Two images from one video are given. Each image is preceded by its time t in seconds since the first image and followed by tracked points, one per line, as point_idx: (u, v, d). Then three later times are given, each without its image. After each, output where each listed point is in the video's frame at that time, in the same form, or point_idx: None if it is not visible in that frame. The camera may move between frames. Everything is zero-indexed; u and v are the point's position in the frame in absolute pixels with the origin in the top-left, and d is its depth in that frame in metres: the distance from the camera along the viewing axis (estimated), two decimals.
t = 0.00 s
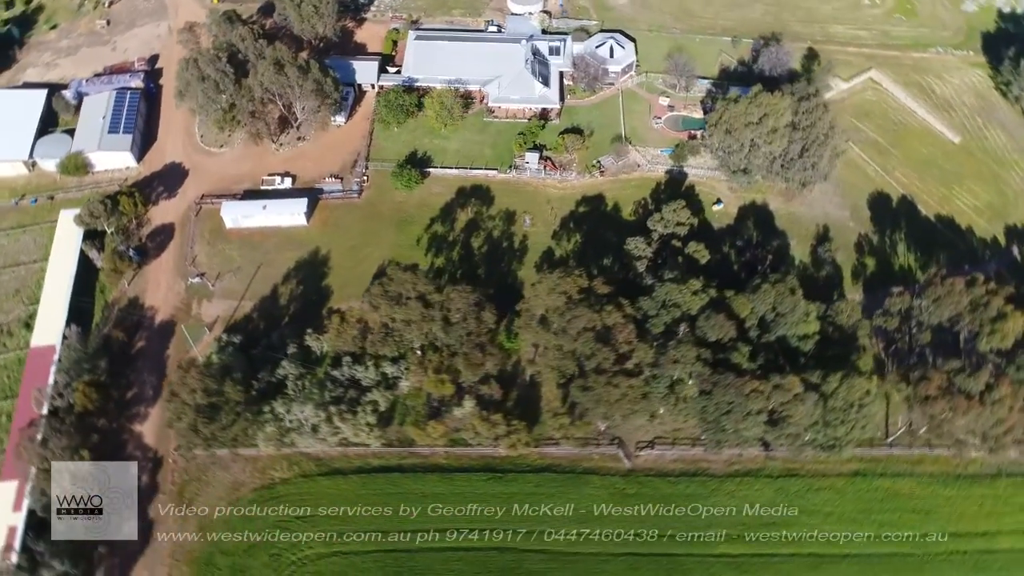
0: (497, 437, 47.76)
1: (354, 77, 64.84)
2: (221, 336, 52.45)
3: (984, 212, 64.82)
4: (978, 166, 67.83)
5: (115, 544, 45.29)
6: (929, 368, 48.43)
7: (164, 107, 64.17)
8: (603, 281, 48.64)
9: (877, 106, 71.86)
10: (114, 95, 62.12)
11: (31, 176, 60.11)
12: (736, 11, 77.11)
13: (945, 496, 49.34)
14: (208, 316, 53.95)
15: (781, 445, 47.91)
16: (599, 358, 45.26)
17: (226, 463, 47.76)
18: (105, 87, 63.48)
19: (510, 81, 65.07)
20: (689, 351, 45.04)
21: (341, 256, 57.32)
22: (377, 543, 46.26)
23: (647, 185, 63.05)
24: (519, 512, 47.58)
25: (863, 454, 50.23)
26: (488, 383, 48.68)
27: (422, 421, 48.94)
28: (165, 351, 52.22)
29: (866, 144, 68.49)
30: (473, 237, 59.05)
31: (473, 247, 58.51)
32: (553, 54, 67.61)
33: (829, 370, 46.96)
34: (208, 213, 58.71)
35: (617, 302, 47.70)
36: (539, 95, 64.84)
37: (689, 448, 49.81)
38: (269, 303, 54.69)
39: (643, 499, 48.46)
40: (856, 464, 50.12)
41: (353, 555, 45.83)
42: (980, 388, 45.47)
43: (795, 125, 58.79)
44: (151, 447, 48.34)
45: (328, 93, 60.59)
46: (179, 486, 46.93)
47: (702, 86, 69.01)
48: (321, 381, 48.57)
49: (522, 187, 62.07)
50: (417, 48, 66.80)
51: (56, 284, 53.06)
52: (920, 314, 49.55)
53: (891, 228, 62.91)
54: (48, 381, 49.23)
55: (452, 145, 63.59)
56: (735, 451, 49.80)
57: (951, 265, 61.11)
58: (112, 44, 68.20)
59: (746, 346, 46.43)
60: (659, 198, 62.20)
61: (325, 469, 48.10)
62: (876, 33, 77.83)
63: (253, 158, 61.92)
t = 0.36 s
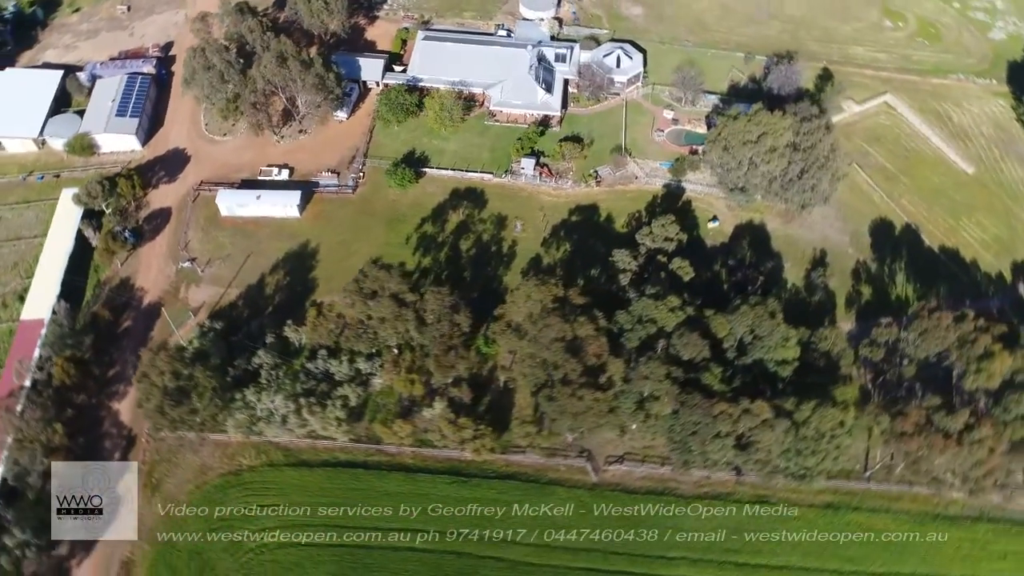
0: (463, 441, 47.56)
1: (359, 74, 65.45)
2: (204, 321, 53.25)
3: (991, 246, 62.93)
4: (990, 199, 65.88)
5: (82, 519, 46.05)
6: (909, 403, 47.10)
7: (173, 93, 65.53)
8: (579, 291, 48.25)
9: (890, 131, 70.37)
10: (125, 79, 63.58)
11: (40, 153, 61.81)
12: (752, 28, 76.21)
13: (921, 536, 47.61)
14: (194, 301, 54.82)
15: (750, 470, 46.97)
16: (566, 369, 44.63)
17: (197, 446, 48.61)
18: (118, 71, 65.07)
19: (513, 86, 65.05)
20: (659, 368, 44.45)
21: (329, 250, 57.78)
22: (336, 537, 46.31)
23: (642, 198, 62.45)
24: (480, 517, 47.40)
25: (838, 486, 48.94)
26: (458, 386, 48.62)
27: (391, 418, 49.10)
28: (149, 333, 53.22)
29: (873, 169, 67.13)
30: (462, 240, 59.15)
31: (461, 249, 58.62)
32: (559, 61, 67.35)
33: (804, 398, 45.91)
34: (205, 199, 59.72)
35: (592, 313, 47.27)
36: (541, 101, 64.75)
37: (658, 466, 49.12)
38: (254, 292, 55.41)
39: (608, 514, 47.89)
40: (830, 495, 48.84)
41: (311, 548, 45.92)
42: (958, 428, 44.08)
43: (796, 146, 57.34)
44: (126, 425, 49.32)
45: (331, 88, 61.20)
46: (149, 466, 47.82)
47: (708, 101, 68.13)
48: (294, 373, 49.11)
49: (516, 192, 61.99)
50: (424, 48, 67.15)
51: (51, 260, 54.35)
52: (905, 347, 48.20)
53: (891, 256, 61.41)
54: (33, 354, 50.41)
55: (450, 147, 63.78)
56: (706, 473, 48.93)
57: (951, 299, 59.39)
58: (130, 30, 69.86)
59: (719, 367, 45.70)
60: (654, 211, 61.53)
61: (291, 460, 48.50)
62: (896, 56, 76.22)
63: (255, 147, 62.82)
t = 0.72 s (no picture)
0: (428, 449, 47.32)
1: (365, 78, 66.32)
2: (190, 311, 54.12)
3: (997, 288, 60.95)
4: (1000, 239, 63.88)
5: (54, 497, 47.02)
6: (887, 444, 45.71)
7: (185, 87, 67.11)
8: (555, 307, 47.95)
9: (901, 164, 68.85)
10: (140, 71, 65.32)
11: (53, 139, 63.79)
12: (768, 53, 75.35)
13: None
14: (183, 291, 55.78)
15: (718, 501, 45.94)
16: (531, 384, 43.73)
17: (171, 434, 49.43)
18: (134, 63, 66.93)
19: (516, 98, 65.20)
20: (627, 390, 43.69)
21: (320, 250, 58.37)
22: (297, 536, 46.30)
23: (638, 218, 61.95)
24: (441, 527, 47.03)
25: (811, 524, 47.35)
26: (429, 393, 48.56)
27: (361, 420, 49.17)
28: (137, 319, 54.30)
29: (880, 202, 65.70)
30: (452, 248, 59.30)
31: (450, 257, 58.77)
32: (565, 75, 67.26)
33: (777, 431, 44.89)
34: (204, 192, 60.88)
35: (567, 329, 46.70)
36: (543, 115, 64.68)
37: (626, 489, 48.33)
38: (243, 286, 56.22)
39: (571, 534, 47.07)
40: (803, 533, 47.28)
41: (271, 544, 45.99)
42: (933, 474, 42.71)
43: (796, 173, 55.95)
44: (105, 408, 50.37)
45: (335, 90, 62.02)
46: (123, 450, 48.74)
47: (714, 123, 67.42)
48: (270, 369, 49.71)
49: (511, 204, 61.97)
50: (432, 57, 67.77)
51: (51, 242, 55.92)
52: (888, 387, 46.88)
53: (889, 292, 59.86)
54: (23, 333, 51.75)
55: (449, 155, 64.11)
56: (674, 500, 47.98)
57: (949, 340, 57.65)
58: (151, 24, 71.87)
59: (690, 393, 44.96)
60: (648, 231, 61.00)
61: (260, 455, 48.91)
62: (915, 88, 74.54)
63: (258, 145, 63.90)
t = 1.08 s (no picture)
0: (393, 463, 47.16)
1: (372, 92, 67.41)
2: (177, 310, 55.00)
3: (999, 340, 58.96)
4: (1007, 290, 61.87)
5: (29, 482, 47.84)
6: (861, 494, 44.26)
7: (199, 92, 68.92)
8: (530, 330, 47.70)
9: (909, 207, 67.27)
10: (156, 74, 67.35)
11: (68, 135, 65.93)
12: (780, 87, 74.55)
13: None
14: (175, 290, 56.84)
15: (681, 539, 44.85)
16: (493, 408, 43.35)
17: (146, 430, 50.05)
18: (152, 67, 69.06)
19: (518, 119, 65.51)
20: (591, 421, 42.88)
21: (311, 258, 58.99)
22: (259, 540, 46.21)
23: (631, 245, 61.54)
24: (403, 543, 46.60)
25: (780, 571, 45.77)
26: (399, 407, 48.50)
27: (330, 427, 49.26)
28: (127, 314, 55.37)
29: (883, 244, 64.24)
30: (442, 264, 59.47)
31: (438, 272, 58.98)
32: (569, 99, 67.36)
33: (745, 472, 43.84)
34: (205, 195, 62.18)
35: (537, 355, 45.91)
36: (543, 137, 64.76)
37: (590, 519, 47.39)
38: (232, 289, 57.07)
39: (531, 561, 46.30)
40: None
41: (233, 547, 45.94)
42: (903, 529, 41.30)
43: (792, 211, 55.08)
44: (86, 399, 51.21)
45: (339, 102, 63.13)
46: (98, 442, 49.42)
47: (716, 155, 66.81)
48: (245, 372, 50.14)
49: (505, 224, 62.08)
50: (440, 75, 68.59)
51: (52, 235, 57.56)
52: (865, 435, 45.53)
53: (884, 337, 58.30)
54: (15, 320, 53.08)
55: (448, 171, 64.62)
56: (639, 534, 46.86)
57: (943, 391, 55.78)
58: (173, 29, 74.19)
59: (659, 426, 44.19)
60: (640, 259, 60.52)
61: (230, 457, 49.22)
62: (931, 130, 72.83)
63: (262, 151, 65.21)
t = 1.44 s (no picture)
0: (360, 457, 47.32)
1: (379, 88, 67.99)
2: (169, 292, 56.09)
3: (998, 377, 56.94)
4: (1011, 326, 59.71)
5: (10, 449, 49.15)
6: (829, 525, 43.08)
7: (212, 80, 70.22)
8: (504, 334, 47.58)
9: (917, 234, 65.37)
10: (171, 60, 68.88)
11: (83, 115, 67.73)
12: (793, 104, 73.14)
13: None
14: (168, 272, 57.91)
15: (641, 556, 44.20)
16: (457, 409, 43.63)
17: (126, 406, 51.05)
18: (169, 53, 70.65)
19: (520, 122, 65.41)
20: (555, 429, 42.61)
21: (303, 249, 59.69)
22: (226, 524, 46.64)
23: (623, 255, 60.97)
24: (364, 538, 46.62)
25: None
26: (371, 402, 48.72)
27: (304, 417, 49.73)
28: (120, 292, 56.58)
29: (885, 271, 62.58)
30: (431, 263, 59.61)
31: (427, 271, 59.13)
32: (574, 105, 67.06)
33: (708, 493, 43.05)
34: (207, 180, 63.31)
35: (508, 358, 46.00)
36: (544, 142, 64.51)
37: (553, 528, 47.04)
38: (224, 274, 57.98)
39: (488, 564, 46.11)
40: None
41: (201, 529, 46.39)
42: (866, 564, 40.05)
43: (783, 229, 53.79)
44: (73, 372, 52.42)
45: (343, 96, 63.84)
46: (80, 415, 50.53)
47: (720, 169, 65.76)
48: (225, 357, 50.87)
49: (499, 226, 62.04)
50: (447, 74, 68.87)
51: (57, 211, 59.22)
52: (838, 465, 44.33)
53: (876, 366, 56.77)
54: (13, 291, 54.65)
55: (447, 171, 64.82)
56: (600, 548, 46.30)
57: (933, 425, 54.07)
58: (193, 17, 75.81)
59: (624, 439, 43.67)
60: (631, 270, 59.94)
61: (204, 439, 49.91)
62: (948, 156, 70.64)
63: (267, 141, 66.19)
